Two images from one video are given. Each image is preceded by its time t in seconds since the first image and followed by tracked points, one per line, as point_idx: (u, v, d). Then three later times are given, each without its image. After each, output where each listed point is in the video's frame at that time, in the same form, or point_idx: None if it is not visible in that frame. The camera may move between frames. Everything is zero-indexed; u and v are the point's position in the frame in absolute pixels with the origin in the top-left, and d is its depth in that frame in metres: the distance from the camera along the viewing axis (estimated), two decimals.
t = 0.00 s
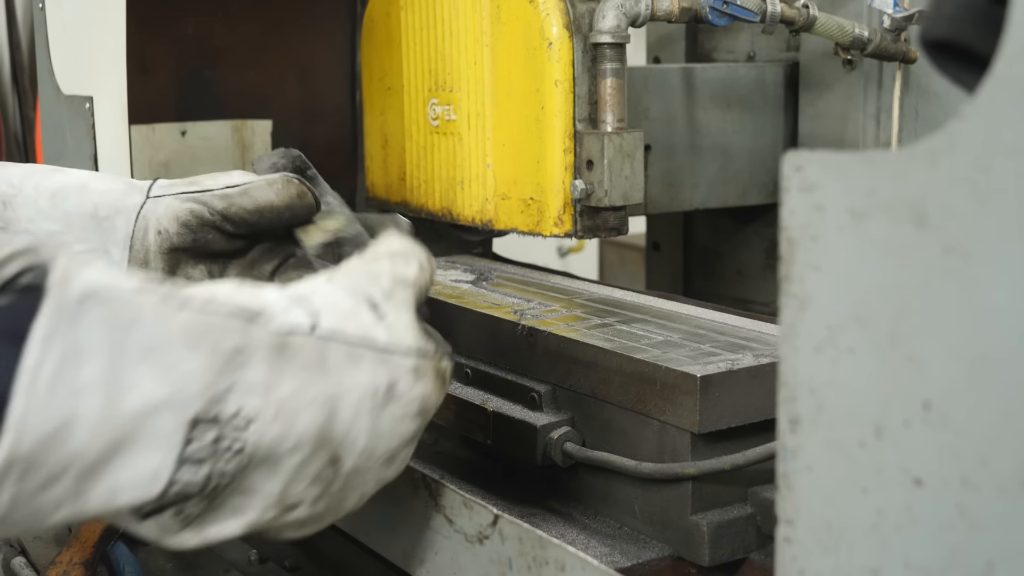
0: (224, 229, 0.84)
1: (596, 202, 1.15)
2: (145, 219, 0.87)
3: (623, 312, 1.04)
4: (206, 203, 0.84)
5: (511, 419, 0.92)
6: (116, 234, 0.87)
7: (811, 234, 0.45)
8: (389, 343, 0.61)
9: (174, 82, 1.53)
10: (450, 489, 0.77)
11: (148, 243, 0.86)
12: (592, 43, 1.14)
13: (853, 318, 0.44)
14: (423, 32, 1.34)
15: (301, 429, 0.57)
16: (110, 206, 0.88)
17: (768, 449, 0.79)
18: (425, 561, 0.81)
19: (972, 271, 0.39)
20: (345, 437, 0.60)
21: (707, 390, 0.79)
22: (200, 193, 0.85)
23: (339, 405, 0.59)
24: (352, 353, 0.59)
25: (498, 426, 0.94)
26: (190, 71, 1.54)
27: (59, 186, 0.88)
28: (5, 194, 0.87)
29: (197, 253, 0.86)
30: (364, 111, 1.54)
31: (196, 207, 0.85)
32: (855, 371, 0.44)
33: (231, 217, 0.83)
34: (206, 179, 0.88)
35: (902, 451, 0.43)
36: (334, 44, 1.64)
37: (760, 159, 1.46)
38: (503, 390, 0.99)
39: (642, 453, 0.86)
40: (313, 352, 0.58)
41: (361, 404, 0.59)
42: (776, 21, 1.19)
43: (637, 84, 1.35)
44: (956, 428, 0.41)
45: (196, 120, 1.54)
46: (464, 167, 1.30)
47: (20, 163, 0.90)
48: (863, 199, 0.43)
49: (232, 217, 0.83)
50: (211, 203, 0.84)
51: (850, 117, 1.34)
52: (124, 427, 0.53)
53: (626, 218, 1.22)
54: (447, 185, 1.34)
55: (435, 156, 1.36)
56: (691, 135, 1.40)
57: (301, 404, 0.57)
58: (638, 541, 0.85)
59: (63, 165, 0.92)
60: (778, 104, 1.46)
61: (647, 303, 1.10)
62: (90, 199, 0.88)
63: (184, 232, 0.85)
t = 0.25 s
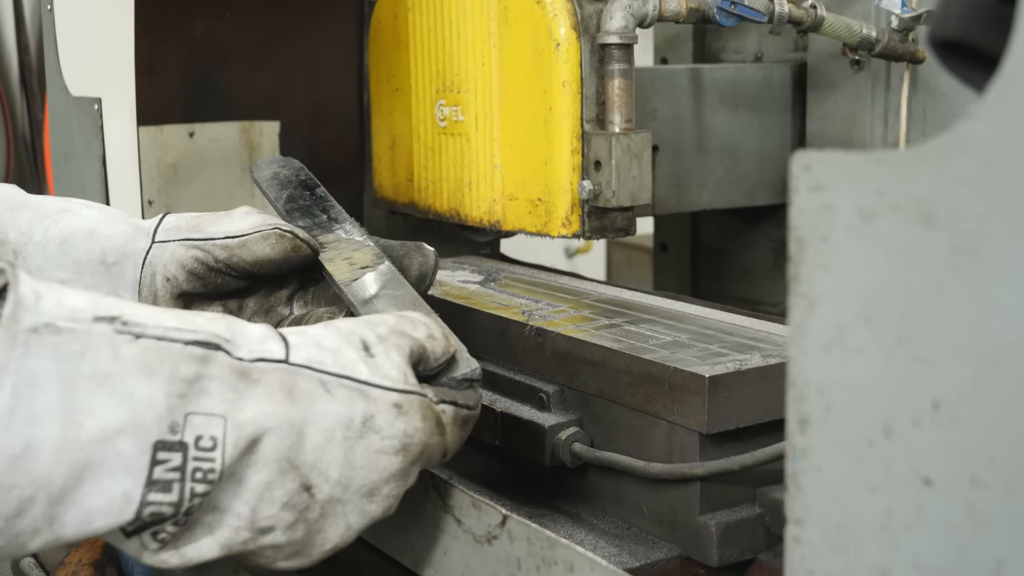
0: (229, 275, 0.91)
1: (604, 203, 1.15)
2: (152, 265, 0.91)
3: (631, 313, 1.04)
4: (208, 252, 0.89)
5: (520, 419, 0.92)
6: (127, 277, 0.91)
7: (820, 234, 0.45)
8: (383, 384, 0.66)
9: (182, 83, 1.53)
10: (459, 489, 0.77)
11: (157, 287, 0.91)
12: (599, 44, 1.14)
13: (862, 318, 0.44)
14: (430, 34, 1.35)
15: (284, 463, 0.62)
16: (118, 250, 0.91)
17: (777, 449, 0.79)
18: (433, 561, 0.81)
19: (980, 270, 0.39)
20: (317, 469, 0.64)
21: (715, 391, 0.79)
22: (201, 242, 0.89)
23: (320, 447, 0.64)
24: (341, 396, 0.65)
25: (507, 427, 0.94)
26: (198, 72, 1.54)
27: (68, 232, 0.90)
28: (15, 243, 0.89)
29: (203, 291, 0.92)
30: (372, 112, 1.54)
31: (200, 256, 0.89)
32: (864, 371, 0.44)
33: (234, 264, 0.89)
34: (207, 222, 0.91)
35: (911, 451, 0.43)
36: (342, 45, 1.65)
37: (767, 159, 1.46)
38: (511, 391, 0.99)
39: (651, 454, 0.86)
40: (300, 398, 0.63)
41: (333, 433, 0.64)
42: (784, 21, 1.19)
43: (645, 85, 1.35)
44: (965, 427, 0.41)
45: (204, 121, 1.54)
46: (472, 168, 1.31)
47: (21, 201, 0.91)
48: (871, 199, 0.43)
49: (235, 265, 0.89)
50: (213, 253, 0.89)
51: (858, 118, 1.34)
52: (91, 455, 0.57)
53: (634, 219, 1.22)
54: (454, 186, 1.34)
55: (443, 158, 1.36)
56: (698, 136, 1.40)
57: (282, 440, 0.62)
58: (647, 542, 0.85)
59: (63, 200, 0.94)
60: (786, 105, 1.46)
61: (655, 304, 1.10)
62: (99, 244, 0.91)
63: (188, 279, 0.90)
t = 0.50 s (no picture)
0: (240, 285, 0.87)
1: (610, 205, 1.15)
2: (160, 271, 0.87)
3: (638, 315, 1.04)
4: (221, 259, 0.86)
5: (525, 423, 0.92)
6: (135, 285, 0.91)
7: (827, 238, 0.46)
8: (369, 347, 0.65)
9: (188, 85, 1.54)
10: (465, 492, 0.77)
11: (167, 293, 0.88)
12: (606, 47, 1.14)
13: (869, 322, 0.44)
14: (437, 36, 1.35)
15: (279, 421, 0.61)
16: (126, 256, 0.88)
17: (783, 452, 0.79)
18: (439, 563, 0.81)
19: (988, 274, 0.39)
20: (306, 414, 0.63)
21: (722, 394, 0.79)
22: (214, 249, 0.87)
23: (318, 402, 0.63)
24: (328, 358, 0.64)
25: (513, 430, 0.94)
26: (204, 74, 1.55)
27: (76, 238, 0.90)
28: (22, 248, 0.91)
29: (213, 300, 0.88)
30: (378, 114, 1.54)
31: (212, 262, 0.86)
32: (872, 375, 0.44)
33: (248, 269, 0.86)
34: (219, 230, 0.89)
35: (919, 456, 0.43)
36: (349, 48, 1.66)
37: (773, 162, 1.46)
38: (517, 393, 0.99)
39: (657, 457, 0.86)
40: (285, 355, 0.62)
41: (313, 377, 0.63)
42: (790, 25, 1.20)
43: (651, 87, 1.35)
44: (973, 432, 0.41)
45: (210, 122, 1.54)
46: (478, 171, 1.31)
47: (29, 209, 0.94)
48: (879, 204, 0.43)
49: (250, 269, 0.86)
50: (225, 260, 0.86)
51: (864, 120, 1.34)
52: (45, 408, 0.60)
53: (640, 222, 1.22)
54: (460, 188, 1.35)
55: (449, 160, 1.36)
56: (704, 139, 1.40)
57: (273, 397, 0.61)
58: (653, 545, 0.85)
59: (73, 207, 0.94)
60: (792, 108, 1.46)
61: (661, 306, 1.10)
62: (106, 251, 0.88)
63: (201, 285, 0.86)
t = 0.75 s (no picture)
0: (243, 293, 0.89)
1: (613, 213, 1.15)
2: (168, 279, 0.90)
3: (640, 323, 1.04)
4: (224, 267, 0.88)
5: (528, 430, 0.92)
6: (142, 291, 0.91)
7: (832, 250, 0.46)
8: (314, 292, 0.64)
9: (193, 90, 1.54)
10: (468, 500, 0.77)
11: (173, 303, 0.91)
12: (610, 55, 1.14)
13: (873, 334, 0.44)
14: (441, 43, 1.35)
15: (238, 358, 0.62)
16: (132, 262, 0.91)
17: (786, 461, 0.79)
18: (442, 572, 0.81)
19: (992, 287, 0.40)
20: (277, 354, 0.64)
21: (725, 403, 0.79)
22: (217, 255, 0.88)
23: (270, 341, 0.63)
24: (274, 291, 0.64)
25: (516, 438, 0.94)
26: (208, 79, 1.55)
27: (82, 243, 0.91)
28: (27, 253, 0.89)
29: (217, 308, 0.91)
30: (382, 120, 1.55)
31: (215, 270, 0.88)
32: (875, 387, 0.45)
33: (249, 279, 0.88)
34: (223, 236, 0.89)
35: (922, 467, 0.43)
36: (353, 54, 1.66)
37: (776, 170, 1.46)
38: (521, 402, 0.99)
39: (659, 465, 0.86)
40: (232, 297, 0.64)
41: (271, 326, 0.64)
42: (794, 34, 1.20)
43: (655, 95, 1.35)
44: (976, 444, 0.41)
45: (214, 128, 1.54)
46: (482, 178, 1.31)
47: (34, 212, 0.91)
48: (883, 216, 0.43)
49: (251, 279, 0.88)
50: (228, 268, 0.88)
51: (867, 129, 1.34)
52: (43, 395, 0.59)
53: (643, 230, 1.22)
54: (464, 195, 1.35)
55: (453, 167, 1.36)
56: (708, 147, 1.41)
57: (223, 334, 0.62)
58: (656, 553, 0.85)
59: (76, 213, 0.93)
60: (795, 116, 1.46)
61: (664, 314, 1.10)
62: (113, 257, 0.91)
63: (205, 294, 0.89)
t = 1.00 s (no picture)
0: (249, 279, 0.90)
1: (612, 222, 1.15)
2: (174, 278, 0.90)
3: (639, 333, 1.05)
4: (228, 254, 0.90)
5: (527, 439, 0.92)
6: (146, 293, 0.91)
7: (831, 263, 0.46)
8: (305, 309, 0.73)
9: (193, 96, 1.54)
10: (466, 509, 0.77)
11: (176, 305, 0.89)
12: (610, 65, 1.14)
13: (873, 348, 0.45)
14: (441, 52, 1.36)
15: (246, 346, 0.68)
16: (136, 265, 0.91)
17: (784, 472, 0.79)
18: None
19: (991, 303, 0.40)
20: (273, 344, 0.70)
21: (723, 414, 0.79)
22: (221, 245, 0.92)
23: (269, 337, 0.70)
24: (264, 301, 0.72)
25: (515, 446, 0.94)
26: (208, 86, 1.55)
27: (87, 248, 0.91)
28: (35, 257, 0.90)
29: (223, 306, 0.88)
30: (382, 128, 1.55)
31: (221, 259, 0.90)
32: (874, 399, 0.45)
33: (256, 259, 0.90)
34: (226, 231, 0.94)
35: (920, 480, 0.44)
36: (353, 61, 1.66)
37: (775, 180, 1.46)
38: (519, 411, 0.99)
39: (657, 475, 0.86)
40: (231, 301, 0.71)
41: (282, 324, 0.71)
42: (794, 44, 1.21)
43: (655, 104, 1.36)
44: (974, 458, 0.41)
45: (213, 135, 1.54)
46: (481, 186, 1.31)
47: (42, 223, 0.93)
48: (883, 230, 0.43)
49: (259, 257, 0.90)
50: (233, 253, 0.90)
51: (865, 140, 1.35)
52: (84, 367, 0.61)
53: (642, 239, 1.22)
54: (463, 203, 1.35)
55: (453, 175, 1.37)
56: (707, 156, 1.41)
57: (232, 326, 0.68)
58: (653, 563, 0.85)
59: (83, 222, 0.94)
60: (794, 126, 1.47)
61: (662, 324, 1.10)
62: (117, 260, 0.90)
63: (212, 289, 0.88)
